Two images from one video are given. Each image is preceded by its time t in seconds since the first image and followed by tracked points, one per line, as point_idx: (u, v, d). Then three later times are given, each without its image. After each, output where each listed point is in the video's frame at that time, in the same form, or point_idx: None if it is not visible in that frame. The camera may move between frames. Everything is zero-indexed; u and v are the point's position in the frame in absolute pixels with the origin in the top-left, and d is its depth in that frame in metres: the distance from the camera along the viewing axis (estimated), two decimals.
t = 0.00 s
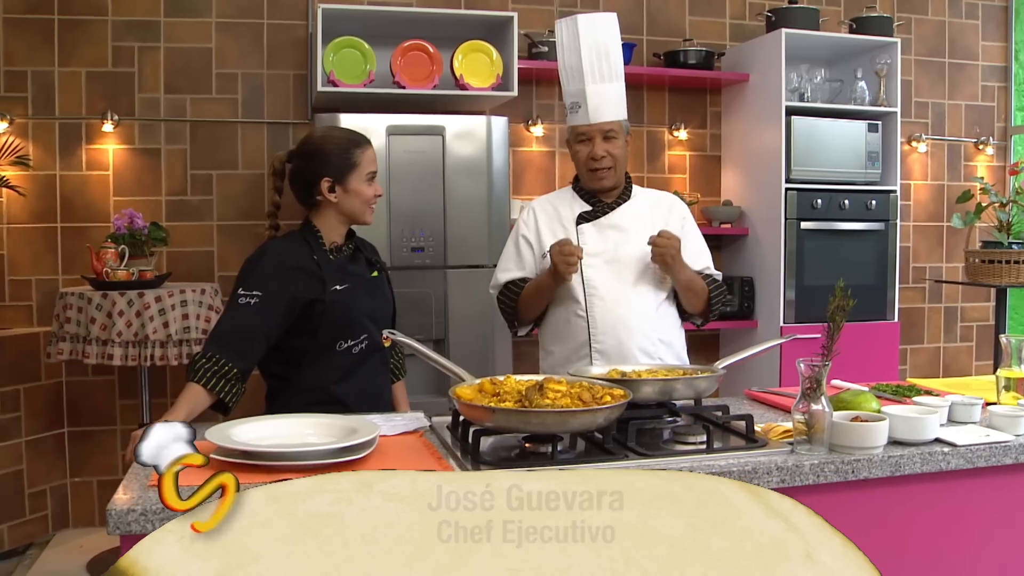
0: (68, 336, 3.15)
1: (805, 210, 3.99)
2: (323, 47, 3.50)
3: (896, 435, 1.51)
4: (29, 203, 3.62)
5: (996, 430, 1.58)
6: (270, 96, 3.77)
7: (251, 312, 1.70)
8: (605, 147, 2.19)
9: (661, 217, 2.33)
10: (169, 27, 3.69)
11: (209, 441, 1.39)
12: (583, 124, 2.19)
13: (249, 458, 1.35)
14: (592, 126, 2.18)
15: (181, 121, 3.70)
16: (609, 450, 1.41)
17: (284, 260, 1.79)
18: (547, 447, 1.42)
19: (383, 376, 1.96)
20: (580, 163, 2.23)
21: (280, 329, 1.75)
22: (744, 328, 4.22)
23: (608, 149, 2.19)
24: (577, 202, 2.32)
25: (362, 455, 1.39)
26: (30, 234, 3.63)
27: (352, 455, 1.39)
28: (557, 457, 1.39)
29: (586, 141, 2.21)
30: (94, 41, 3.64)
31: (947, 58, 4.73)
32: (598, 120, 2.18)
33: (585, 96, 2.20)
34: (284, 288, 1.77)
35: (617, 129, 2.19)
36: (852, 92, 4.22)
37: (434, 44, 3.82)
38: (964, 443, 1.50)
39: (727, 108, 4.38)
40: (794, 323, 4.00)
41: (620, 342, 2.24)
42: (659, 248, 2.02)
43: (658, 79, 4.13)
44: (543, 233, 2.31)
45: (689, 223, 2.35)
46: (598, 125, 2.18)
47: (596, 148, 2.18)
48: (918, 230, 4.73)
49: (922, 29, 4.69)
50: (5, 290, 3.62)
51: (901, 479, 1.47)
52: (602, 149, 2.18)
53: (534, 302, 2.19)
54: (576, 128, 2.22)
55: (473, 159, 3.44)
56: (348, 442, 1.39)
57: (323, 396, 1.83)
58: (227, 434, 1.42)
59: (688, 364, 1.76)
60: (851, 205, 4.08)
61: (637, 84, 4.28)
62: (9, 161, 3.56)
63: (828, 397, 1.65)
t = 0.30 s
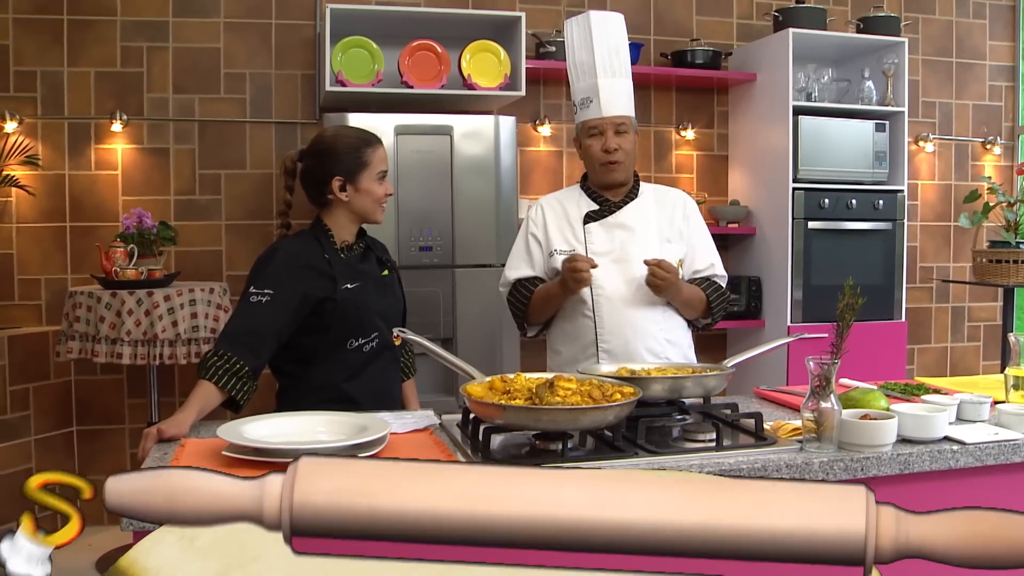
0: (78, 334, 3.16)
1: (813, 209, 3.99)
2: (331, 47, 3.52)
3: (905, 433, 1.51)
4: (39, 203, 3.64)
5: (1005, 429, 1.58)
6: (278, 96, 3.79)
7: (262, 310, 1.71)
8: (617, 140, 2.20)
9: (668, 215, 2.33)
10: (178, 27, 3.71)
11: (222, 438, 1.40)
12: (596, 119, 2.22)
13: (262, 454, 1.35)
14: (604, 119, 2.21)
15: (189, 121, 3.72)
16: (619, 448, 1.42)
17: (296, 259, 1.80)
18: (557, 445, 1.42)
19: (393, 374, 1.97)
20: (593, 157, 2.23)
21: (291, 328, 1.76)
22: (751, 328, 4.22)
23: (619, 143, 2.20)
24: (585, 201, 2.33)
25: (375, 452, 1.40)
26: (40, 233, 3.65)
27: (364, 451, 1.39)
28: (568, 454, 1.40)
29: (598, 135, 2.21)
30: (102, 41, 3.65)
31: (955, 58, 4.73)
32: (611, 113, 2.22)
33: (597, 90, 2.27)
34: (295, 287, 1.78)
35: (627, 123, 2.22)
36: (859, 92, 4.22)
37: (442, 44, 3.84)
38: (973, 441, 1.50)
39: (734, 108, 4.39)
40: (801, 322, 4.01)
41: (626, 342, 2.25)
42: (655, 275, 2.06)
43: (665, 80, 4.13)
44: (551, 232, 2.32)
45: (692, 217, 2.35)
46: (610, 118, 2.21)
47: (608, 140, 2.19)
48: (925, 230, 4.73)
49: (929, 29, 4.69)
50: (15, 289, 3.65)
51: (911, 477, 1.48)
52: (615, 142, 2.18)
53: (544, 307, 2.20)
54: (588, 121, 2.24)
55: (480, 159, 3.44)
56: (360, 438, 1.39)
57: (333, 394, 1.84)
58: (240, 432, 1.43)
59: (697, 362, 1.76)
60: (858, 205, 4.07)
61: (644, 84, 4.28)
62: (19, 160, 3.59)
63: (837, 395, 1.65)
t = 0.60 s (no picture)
0: (81, 333, 3.17)
1: (815, 208, 3.99)
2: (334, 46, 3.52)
3: (908, 431, 1.52)
4: (43, 202, 3.65)
5: (1009, 427, 1.58)
6: (281, 94, 3.79)
7: (267, 308, 1.71)
8: (618, 137, 2.21)
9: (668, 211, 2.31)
10: (181, 26, 3.72)
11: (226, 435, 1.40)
12: (598, 116, 2.23)
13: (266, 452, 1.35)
14: (606, 116, 2.22)
15: (192, 120, 3.72)
16: (622, 446, 1.42)
17: (300, 257, 1.80)
18: (561, 442, 1.43)
19: (397, 372, 1.98)
20: (594, 154, 2.23)
21: (295, 326, 1.76)
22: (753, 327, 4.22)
23: (622, 139, 2.21)
24: (587, 198, 2.33)
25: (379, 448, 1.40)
26: (43, 232, 3.65)
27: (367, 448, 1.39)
28: (571, 452, 1.40)
29: (600, 131, 2.22)
30: (106, 40, 3.66)
31: (958, 57, 4.72)
32: (613, 110, 2.22)
33: (600, 87, 2.26)
34: (300, 284, 1.78)
35: (629, 120, 2.23)
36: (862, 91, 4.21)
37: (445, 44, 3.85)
38: (976, 439, 1.50)
39: (737, 108, 4.39)
40: (804, 322, 4.01)
41: (628, 341, 2.25)
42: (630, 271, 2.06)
43: (668, 79, 4.13)
44: (554, 229, 2.32)
45: (690, 210, 2.32)
46: (612, 115, 2.21)
47: (610, 137, 2.20)
48: (928, 229, 4.72)
49: (932, 29, 4.68)
50: (19, 288, 3.66)
51: (914, 474, 1.48)
52: (616, 138, 2.19)
53: (560, 305, 2.20)
54: (590, 118, 2.25)
55: (483, 157, 3.45)
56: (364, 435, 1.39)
57: (337, 392, 1.85)
58: (244, 429, 1.43)
59: (701, 361, 1.76)
60: (861, 204, 4.07)
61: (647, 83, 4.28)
62: (23, 159, 3.59)
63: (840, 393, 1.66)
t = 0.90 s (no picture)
0: (81, 332, 3.17)
1: (815, 208, 3.99)
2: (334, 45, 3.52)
3: (908, 429, 1.52)
4: (43, 201, 3.65)
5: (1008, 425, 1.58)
6: (281, 93, 3.79)
7: (267, 306, 1.71)
8: (618, 135, 2.21)
9: (669, 209, 2.32)
10: (181, 25, 3.72)
11: (225, 432, 1.40)
12: (597, 114, 2.23)
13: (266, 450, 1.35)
14: (605, 115, 2.22)
15: (192, 119, 3.72)
16: (622, 443, 1.42)
17: (300, 255, 1.80)
18: (561, 440, 1.43)
19: (397, 371, 1.98)
20: (593, 152, 2.23)
21: (295, 324, 1.76)
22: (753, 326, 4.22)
23: (621, 138, 2.21)
24: (587, 197, 2.33)
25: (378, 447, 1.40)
26: (43, 231, 3.65)
27: (367, 447, 1.39)
28: (571, 450, 1.40)
29: (600, 130, 2.22)
30: (106, 39, 3.66)
31: (958, 56, 4.72)
32: (612, 108, 2.22)
33: (599, 86, 2.27)
34: (300, 282, 1.78)
35: (629, 119, 2.23)
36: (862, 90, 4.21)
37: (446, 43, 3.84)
38: (976, 437, 1.50)
39: (737, 107, 4.39)
40: (804, 321, 4.01)
41: (627, 339, 2.25)
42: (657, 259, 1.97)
43: (667, 79, 4.13)
44: (553, 227, 2.32)
45: (694, 212, 2.33)
46: (611, 114, 2.21)
47: (609, 135, 2.20)
48: (927, 228, 4.72)
49: (932, 28, 4.69)
50: (19, 288, 3.66)
51: (914, 473, 1.48)
52: (615, 136, 2.19)
53: (546, 299, 2.17)
54: (589, 117, 2.25)
55: (483, 156, 3.45)
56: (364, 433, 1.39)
57: (336, 390, 1.85)
58: (243, 426, 1.43)
59: (701, 359, 1.76)
60: (861, 203, 4.07)
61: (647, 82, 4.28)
62: (22, 158, 3.59)
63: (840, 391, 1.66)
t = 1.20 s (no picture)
0: (80, 331, 3.16)
1: (815, 207, 3.98)
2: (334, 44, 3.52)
3: (907, 427, 1.52)
4: (42, 201, 3.65)
5: (1008, 423, 1.58)
6: (280, 92, 3.79)
7: (266, 304, 1.71)
8: (618, 133, 2.21)
9: (670, 206, 2.33)
10: (181, 24, 3.71)
11: (225, 430, 1.39)
12: (597, 113, 2.23)
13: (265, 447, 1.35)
14: (605, 113, 2.22)
15: (192, 118, 3.72)
16: (622, 441, 1.42)
17: (300, 253, 1.81)
18: (560, 438, 1.43)
19: (396, 370, 1.98)
20: (592, 150, 2.23)
21: (294, 322, 1.76)
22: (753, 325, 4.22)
23: (620, 137, 2.21)
24: (588, 195, 2.32)
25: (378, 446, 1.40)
26: (42, 231, 3.65)
27: (366, 445, 1.39)
28: (570, 447, 1.40)
29: (600, 128, 2.22)
30: (106, 38, 3.66)
31: (958, 56, 4.72)
32: (611, 107, 2.22)
33: (599, 84, 2.27)
34: (300, 280, 1.78)
35: (629, 117, 2.22)
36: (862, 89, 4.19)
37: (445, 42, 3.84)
38: (975, 434, 1.50)
39: (736, 106, 4.39)
40: (804, 321, 4.01)
41: (627, 337, 2.25)
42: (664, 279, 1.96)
43: (667, 78, 4.13)
44: (553, 225, 2.32)
45: (694, 208, 2.35)
46: (611, 112, 2.21)
47: (609, 133, 2.20)
48: (927, 228, 4.72)
49: (932, 27, 4.68)
50: (18, 286, 3.65)
51: (913, 471, 1.48)
52: (616, 135, 2.19)
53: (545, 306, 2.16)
54: (589, 116, 2.25)
55: (483, 155, 3.45)
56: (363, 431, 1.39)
57: (335, 389, 1.85)
58: (242, 424, 1.43)
59: (701, 358, 1.76)
60: (861, 203, 4.07)
61: (647, 81, 4.28)
62: (22, 158, 3.59)
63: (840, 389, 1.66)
